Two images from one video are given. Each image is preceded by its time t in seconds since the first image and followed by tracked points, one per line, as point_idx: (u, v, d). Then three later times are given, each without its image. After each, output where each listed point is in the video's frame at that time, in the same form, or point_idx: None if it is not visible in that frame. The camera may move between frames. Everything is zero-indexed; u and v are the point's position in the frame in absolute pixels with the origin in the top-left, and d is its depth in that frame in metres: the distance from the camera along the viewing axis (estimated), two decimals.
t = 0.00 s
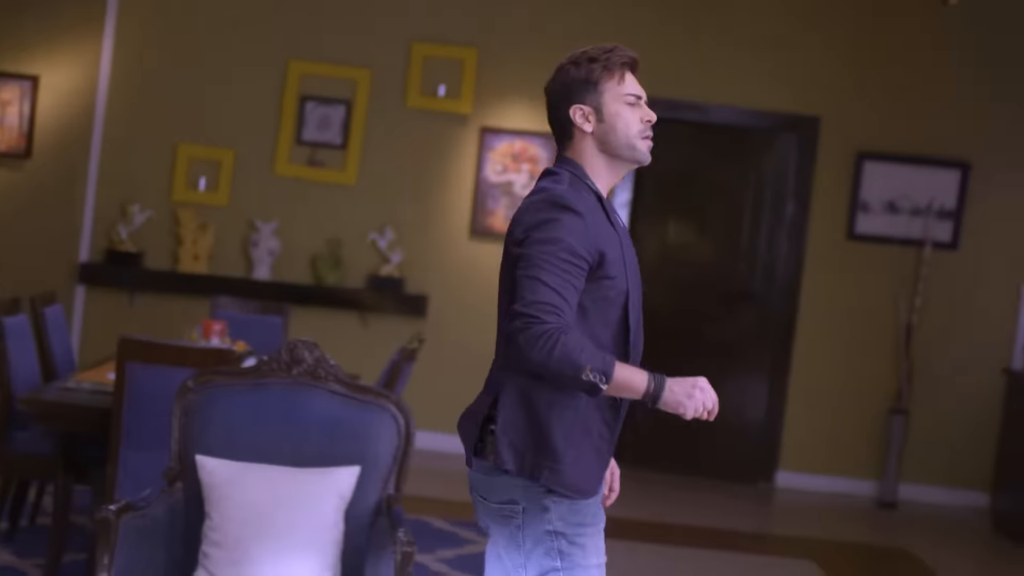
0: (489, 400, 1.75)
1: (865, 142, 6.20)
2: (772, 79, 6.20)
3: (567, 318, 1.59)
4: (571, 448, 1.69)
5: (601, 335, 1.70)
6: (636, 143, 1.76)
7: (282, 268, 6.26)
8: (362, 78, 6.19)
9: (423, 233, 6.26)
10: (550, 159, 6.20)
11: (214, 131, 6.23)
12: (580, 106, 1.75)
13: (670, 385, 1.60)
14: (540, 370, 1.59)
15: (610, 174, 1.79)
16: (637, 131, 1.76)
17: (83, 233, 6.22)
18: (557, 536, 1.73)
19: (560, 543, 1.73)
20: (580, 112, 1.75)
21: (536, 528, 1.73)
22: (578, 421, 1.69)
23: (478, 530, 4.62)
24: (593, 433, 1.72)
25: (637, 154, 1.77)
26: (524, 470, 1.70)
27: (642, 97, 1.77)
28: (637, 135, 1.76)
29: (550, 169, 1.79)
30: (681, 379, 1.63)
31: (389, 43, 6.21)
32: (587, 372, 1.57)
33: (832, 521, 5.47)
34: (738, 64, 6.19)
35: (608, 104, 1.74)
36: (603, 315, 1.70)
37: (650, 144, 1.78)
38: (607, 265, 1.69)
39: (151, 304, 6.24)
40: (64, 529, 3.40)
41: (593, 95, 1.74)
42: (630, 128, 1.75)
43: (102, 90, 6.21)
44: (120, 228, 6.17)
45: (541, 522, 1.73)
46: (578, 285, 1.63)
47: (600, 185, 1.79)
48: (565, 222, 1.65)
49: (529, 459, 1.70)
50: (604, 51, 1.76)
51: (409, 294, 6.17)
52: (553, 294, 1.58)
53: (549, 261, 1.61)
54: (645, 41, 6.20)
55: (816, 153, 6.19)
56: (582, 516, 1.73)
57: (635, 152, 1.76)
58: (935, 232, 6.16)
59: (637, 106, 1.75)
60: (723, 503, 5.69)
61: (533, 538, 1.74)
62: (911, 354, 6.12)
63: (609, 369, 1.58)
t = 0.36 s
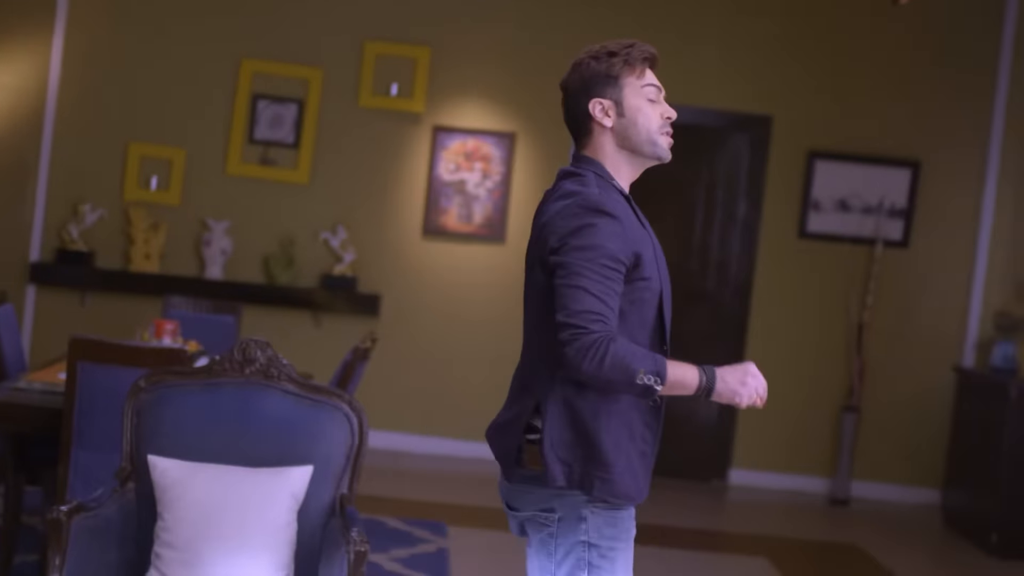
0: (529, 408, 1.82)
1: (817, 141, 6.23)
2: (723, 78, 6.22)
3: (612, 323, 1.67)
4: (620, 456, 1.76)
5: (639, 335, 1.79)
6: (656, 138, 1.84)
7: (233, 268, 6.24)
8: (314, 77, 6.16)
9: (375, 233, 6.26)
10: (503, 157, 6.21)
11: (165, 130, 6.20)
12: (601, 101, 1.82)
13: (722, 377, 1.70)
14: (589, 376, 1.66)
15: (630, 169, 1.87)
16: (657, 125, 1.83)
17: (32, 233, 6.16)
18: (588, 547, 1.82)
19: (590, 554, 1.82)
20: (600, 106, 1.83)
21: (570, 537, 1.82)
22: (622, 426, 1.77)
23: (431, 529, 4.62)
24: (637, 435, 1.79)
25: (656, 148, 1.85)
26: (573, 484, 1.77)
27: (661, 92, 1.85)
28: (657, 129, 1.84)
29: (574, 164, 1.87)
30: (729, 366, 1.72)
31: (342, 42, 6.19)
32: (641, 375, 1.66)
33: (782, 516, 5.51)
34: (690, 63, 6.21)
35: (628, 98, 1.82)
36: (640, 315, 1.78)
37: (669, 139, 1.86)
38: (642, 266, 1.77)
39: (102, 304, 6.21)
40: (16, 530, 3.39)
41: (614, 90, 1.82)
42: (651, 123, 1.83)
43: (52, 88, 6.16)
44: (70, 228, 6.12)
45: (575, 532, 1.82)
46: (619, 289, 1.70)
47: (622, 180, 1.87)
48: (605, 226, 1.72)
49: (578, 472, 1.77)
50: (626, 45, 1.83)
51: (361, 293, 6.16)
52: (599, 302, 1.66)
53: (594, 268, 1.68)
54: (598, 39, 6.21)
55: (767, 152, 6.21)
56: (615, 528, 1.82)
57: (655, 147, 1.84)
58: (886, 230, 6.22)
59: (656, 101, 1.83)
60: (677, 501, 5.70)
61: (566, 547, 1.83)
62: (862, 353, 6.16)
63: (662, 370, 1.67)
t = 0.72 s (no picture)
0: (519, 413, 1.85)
1: (780, 139, 6.25)
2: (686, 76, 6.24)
3: (594, 324, 1.68)
4: (604, 463, 1.76)
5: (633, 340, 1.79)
6: (672, 151, 1.86)
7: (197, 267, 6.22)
8: (277, 74, 6.14)
9: (339, 230, 6.24)
10: (467, 156, 6.21)
11: (127, 127, 6.18)
12: (626, 102, 1.85)
13: (708, 352, 1.69)
14: (571, 376, 1.67)
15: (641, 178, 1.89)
16: (676, 138, 1.85)
17: None
18: (573, 555, 1.82)
19: (575, 562, 1.82)
20: (623, 107, 1.85)
21: (556, 544, 1.83)
22: (609, 433, 1.77)
23: (396, 527, 4.61)
24: (630, 446, 1.79)
25: (670, 161, 1.87)
26: (557, 489, 1.78)
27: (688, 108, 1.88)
28: (675, 142, 1.86)
29: (588, 164, 1.89)
30: (718, 343, 1.72)
31: (305, 40, 6.18)
32: (624, 368, 1.67)
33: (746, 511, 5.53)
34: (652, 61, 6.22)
35: (654, 105, 1.84)
36: (635, 320, 1.78)
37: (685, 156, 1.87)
38: (635, 270, 1.77)
39: (65, 303, 6.18)
40: None
41: (642, 94, 1.84)
42: (672, 134, 1.85)
43: (14, 85, 6.12)
44: (33, 227, 6.08)
45: (561, 539, 1.82)
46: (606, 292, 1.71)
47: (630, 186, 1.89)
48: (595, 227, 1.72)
49: (560, 478, 1.77)
50: (661, 53, 1.86)
51: (325, 291, 6.14)
52: (581, 304, 1.67)
53: (578, 270, 1.69)
54: (561, 37, 6.21)
55: (731, 150, 6.23)
56: (603, 536, 1.81)
57: (670, 159, 1.86)
58: (849, 228, 6.24)
59: (681, 115, 1.86)
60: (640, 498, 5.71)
61: (552, 553, 1.83)
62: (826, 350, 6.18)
63: (645, 361, 1.68)
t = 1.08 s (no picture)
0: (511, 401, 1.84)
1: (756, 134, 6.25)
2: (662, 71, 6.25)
3: (562, 321, 1.65)
4: (565, 457, 1.69)
5: (614, 340, 1.72)
6: (659, 143, 1.74)
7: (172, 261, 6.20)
8: (255, 70, 6.14)
9: (315, 226, 6.23)
10: (443, 151, 6.22)
11: (102, 121, 6.15)
12: (616, 108, 1.78)
13: (653, 399, 1.56)
14: (528, 374, 1.66)
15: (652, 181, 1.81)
16: (661, 134, 1.74)
17: None
18: (545, 549, 1.73)
19: (547, 556, 1.73)
20: (617, 114, 1.79)
21: (531, 536, 1.75)
22: (580, 426, 1.69)
23: (373, 522, 4.61)
24: (596, 439, 1.70)
25: (663, 157, 1.75)
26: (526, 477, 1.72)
27: (685, 99, 1.75)
28: (661, 137, 1.74)
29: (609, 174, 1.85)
30: (667, 396, 1.56)
31: (282, 34, 6.17)
32: (568, 378, 1.61)
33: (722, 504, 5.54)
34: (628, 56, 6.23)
35: (637, 103, 1.75)
36: (614, 318, 1.72)
37: (681, 149, 1.75)
38: (613, 265, 1.71)
39: (41, 298, 6.16)
40: None
41: (628, 95, 1.76)
42: (655, 130, 1.74)
43: None
44: (8, 221, 6.06)
45: (535, 531, 1.74)
46: (583, 289, 1.68)
47: (641, 192, 1.81)
48: (571, 223, 1.70)
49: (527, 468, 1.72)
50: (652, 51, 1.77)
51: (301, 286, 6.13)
52: (547, 300, 1.66)
53: (550, 267, 1.68)
54: (537, 32, 6.21)
55: (707, 144, 6.23)
56: (574, 530, 1.72)
57: (661, 155, 1.75)
58: (825, 223, 6.25)
59: (671, 107, 1.74)
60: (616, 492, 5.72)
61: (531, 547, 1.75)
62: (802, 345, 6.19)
63: (591, 376, 1.60)
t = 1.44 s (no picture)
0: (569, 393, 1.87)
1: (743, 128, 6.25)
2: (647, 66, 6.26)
3: (561, 311, 1.73)
4: (567, 442, 1.72)
5: (619, 331, 1.72)
6: (681, 135, 1.70)
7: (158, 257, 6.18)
8: (241, 64, 6.13)
9: (302, 220, 6.23)
10: (430, 146, 6.22)
11: (89, 116, 6.14)
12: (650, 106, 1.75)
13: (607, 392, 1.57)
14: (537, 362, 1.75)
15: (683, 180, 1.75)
16: (682, 125, 1.69)
17: None
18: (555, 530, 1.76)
19: (554, 538, 1.76)
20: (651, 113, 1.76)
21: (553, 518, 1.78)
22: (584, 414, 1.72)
23: (360, 517, 4.61)
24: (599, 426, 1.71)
25: (685, 149, 1.71)
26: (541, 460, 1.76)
27: (710, 93, 1.69)
28: (683, 130, 1.70)
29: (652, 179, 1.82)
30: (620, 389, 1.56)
31: (268, 29, 6.16)
32: (553, 364, 1.68)
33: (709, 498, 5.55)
34: (614, 51, 6.24)
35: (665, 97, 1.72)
36: (618, 310, 1.72)
37: (702, 141, 1.69)
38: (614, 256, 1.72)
39: (27, 293, 6.14)
40: None
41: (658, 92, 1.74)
42: (676, 122, 1.70)
43: None
44: None
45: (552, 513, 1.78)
46: (589, 280, 1.73)
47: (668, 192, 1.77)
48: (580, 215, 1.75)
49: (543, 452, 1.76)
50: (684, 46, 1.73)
51: (288, 281, 6.12)
52: (552, 291, 1.74)
53: (562, 260, 1.76)
54: (524, 27, 6.21)
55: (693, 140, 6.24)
56: (579, 516, 1.73)
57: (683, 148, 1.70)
58: (812, 218, 6.26)
59: (693, 99, 1.69)
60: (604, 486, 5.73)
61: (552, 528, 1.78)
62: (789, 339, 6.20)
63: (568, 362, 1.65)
